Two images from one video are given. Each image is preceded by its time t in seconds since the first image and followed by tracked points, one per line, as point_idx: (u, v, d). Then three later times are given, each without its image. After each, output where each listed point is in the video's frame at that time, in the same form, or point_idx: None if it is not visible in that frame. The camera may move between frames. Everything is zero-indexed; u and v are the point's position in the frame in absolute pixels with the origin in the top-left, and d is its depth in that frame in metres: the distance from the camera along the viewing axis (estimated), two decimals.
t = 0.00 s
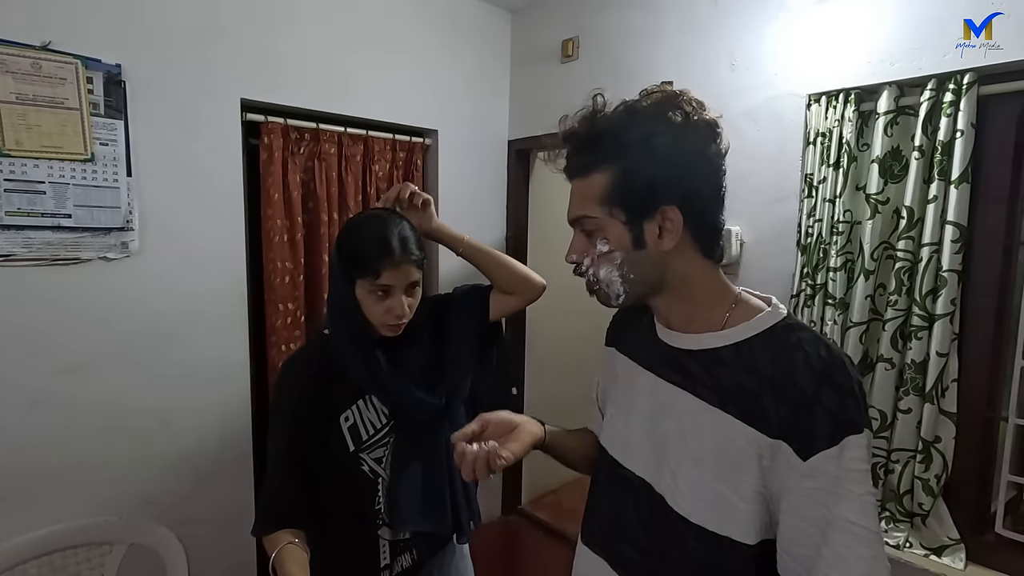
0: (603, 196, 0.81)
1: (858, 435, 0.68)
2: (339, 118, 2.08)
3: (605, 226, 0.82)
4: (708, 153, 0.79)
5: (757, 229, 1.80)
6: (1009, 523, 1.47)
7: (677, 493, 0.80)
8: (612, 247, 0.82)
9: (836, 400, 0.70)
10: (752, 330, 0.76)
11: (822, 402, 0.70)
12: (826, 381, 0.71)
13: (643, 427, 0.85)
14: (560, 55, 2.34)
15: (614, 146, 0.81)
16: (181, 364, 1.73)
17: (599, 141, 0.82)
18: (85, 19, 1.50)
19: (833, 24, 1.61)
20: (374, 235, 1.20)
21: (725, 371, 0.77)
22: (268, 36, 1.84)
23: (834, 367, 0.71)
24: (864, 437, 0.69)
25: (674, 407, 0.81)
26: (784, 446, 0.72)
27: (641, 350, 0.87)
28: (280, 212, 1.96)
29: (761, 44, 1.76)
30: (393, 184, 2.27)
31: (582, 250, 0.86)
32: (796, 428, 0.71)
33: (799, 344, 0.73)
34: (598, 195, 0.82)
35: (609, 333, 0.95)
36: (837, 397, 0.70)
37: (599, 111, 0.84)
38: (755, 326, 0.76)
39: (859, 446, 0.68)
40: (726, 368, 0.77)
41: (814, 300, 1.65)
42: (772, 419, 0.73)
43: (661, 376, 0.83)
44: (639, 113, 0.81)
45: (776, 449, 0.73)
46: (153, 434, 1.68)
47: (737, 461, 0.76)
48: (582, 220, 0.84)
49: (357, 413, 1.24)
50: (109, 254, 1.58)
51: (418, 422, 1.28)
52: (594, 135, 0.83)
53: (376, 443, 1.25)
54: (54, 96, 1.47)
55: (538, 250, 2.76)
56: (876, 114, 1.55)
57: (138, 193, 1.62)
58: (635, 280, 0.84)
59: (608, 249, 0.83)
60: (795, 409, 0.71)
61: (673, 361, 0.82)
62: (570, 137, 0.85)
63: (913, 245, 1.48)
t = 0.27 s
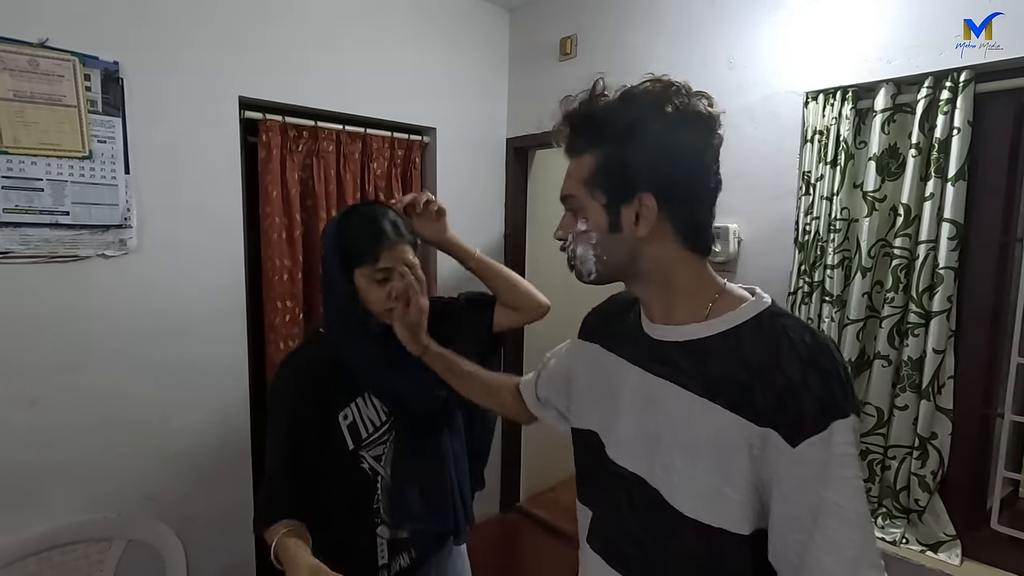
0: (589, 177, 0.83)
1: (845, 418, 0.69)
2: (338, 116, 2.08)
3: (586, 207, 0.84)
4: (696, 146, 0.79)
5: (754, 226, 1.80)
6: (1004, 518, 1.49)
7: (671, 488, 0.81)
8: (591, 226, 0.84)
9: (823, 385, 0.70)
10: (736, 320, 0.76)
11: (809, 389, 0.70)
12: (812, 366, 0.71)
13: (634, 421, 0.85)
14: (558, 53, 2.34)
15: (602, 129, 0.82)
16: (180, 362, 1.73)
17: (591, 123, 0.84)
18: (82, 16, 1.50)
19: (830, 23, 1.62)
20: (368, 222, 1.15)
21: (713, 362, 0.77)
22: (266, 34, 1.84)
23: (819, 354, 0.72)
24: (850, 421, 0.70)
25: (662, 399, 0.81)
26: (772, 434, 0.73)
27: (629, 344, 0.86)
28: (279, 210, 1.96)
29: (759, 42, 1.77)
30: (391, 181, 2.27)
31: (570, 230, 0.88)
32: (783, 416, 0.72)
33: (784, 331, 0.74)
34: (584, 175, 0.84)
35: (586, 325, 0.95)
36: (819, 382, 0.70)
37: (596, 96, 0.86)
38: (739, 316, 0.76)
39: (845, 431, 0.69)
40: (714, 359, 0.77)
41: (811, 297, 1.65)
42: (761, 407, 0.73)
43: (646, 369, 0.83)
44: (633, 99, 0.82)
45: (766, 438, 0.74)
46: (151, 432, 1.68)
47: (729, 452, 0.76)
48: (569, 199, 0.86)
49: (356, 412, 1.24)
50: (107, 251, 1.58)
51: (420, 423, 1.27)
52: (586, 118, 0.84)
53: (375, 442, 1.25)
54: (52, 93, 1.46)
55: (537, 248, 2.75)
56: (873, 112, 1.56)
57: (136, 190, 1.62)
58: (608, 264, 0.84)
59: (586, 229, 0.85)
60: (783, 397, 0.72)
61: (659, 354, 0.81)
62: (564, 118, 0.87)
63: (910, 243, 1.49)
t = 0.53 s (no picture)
0: (538, 177, 0.84)
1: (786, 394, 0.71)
2: (335, 116, 2.09)
3: (535, 205, 0.85)
4: (643, 149, 0.79)
5: (750, 226, 1.81)
6: (999, 516, 1.50)
7: (639, 480, 0.81)
8: (537, 224, 0.85)
9: (763, 364, 0.72)
10: (677, 312, 0.77)
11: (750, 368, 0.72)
12: (749, 347, 0.73)
13: (590, 412, 0.86)
14: (556, 54, 2.34)
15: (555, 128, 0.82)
16: (177, 362, 1.73)
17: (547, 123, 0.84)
18: (80, 16, 1.51)
19: (826, 23, 1.63)
20: (284, 229, 1.12)
21: (660, 356, 0.77)
22: (264, 35, 1.84)
23: (756, 334, 0.74)
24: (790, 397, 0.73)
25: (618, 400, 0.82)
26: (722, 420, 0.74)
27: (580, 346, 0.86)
28: (277, 210, 1.97)
29: (756, 42, 1.77)
30: (390, 182, 2.27)
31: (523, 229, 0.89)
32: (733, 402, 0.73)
33: (722, 313, 0.76)
34: (534, 175, 0.85)
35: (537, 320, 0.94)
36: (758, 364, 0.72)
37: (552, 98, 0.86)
38: (680, 308, 0.77)
39: (784, 406, 0.71)
40: (660, 353, 0.77)
41: (807, 296, 1.65)
42: (707, 396, 0.75)
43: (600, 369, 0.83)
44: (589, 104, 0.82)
45: (716, 422, 0.75)
46: (149, 431, 1.69)
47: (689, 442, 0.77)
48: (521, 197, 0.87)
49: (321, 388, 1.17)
50: (105, 251, 1.58)
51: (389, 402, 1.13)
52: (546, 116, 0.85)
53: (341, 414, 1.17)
54: (49, 93, 1.47)
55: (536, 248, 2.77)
56: (868, 111, 1.56)
57: (134, 190, 1.62)
58: (553, 262, 0.85)
59: (534, 226, 0.86)
60: (728, 381, 0.73)
61: (612, 355, 0.82)
62: (527, 120, 0.87)
63: (905, 242, 1.49)
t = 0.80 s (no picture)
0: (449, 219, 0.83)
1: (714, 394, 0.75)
2: (334, 115, 2.09)
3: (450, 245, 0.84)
4: (547, 186, 0.77)
5: (747, 225, 1.81)
6: (995, 513, 1.51)
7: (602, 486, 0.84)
8: (455, 263, 0.85)
9: (669, 373, 0.76)
10: (595, 332, 0.80)
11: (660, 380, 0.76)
12: (657, 359, 0.77)
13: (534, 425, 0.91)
14: (554, 53, 2.35)
15: (461, 170, 0.80)
16: (175, 361, 1.73)
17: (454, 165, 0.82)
18: (78, 16, 1.51)
19: (824, 22, 1.63)
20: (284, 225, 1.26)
21: (584, 375, 0.81)
22: (262, 34, 1.84)
23: (661, 345, 0.78)
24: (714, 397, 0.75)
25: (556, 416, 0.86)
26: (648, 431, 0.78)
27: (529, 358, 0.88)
28: (275, 209, 1.97)
29: (754, 40, 1.78)
30: (388, 181, 2.28)
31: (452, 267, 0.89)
32: (663, 410, 0.76)
33: (632, 327, 0.80)
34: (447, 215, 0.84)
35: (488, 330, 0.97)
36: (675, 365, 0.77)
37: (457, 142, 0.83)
38: (597, 328, 0.80)
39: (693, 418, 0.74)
40: (585, 372, 0.81)
41: (805, 295, 1.66)
42: (629, 410, 0.79)
43: (544, 391, 0.86)
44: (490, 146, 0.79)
45: (643, 436, 0.79)
46: (149, 430, 1.69)
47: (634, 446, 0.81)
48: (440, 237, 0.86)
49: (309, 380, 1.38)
50: (104, 250, 1.58)
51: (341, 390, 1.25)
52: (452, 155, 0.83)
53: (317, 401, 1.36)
54: (48, 93, 1.47)
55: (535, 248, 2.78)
56: (865, 111, 1.57)
57: (133, 189, 1.62)
58: (476, 300, 0.86)
59: (454, 267, 0.85)
60: (646, 395, 0.77)
61: (547, 377, 0.86)
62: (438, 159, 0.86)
63: (902, 241, 1.50)
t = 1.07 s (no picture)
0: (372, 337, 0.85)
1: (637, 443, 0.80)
2: (335, 113, 2.09)
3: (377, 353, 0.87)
4: (439, 297, 0.77)
5: (747, 223, 1.82)
6: (992, 509, 1.52)
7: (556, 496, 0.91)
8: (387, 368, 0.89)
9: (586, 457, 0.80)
10: (511, 417, 0.85)
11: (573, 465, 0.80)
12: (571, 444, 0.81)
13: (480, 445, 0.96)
14: (555, 50, 2.35)
15: (359, 282, 0.82)
16: (176, 359, 1.74)
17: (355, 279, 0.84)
18: (80, 13, 1.51)
19: (824, 21, 1.64)
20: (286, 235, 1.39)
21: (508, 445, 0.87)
22: (264, 32, 1.85)
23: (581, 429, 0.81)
24: (632, 447, 0.80)
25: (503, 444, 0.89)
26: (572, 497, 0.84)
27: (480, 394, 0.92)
28: (276, 207, 1.98)
29: (753, 39, 1.78)
30: (389, 179, 2.28)
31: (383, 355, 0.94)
32: (585, 481, 0.80)
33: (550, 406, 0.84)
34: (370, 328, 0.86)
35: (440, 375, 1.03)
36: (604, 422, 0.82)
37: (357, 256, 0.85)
38: (513, 413, 0.85)
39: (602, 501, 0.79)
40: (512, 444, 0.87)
41: (804, 293, 1.67)
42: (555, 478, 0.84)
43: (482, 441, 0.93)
44: (384, 261, 0.81)
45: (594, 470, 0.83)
46: (150, 427, 1.70)
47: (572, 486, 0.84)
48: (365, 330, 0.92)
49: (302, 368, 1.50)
50: (106, 248, 1.59)
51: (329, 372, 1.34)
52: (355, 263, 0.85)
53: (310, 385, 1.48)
54: (50, 90, 1.47)
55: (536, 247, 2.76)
56: (865, 109, 1.58)
57: (134, 187, 1.63)
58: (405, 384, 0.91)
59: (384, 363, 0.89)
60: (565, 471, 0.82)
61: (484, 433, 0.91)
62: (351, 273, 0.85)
63: (901, 239, 1.51)
